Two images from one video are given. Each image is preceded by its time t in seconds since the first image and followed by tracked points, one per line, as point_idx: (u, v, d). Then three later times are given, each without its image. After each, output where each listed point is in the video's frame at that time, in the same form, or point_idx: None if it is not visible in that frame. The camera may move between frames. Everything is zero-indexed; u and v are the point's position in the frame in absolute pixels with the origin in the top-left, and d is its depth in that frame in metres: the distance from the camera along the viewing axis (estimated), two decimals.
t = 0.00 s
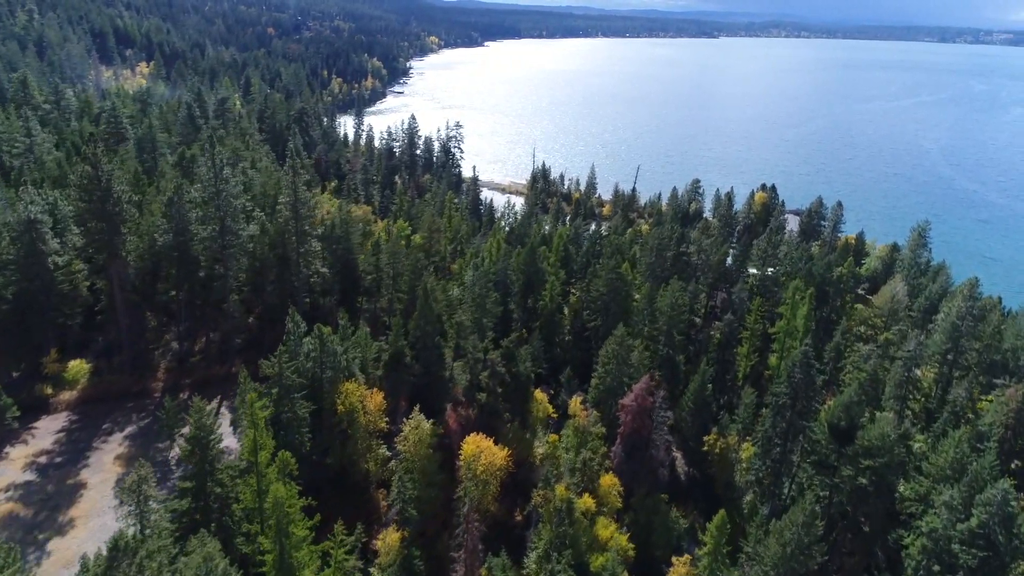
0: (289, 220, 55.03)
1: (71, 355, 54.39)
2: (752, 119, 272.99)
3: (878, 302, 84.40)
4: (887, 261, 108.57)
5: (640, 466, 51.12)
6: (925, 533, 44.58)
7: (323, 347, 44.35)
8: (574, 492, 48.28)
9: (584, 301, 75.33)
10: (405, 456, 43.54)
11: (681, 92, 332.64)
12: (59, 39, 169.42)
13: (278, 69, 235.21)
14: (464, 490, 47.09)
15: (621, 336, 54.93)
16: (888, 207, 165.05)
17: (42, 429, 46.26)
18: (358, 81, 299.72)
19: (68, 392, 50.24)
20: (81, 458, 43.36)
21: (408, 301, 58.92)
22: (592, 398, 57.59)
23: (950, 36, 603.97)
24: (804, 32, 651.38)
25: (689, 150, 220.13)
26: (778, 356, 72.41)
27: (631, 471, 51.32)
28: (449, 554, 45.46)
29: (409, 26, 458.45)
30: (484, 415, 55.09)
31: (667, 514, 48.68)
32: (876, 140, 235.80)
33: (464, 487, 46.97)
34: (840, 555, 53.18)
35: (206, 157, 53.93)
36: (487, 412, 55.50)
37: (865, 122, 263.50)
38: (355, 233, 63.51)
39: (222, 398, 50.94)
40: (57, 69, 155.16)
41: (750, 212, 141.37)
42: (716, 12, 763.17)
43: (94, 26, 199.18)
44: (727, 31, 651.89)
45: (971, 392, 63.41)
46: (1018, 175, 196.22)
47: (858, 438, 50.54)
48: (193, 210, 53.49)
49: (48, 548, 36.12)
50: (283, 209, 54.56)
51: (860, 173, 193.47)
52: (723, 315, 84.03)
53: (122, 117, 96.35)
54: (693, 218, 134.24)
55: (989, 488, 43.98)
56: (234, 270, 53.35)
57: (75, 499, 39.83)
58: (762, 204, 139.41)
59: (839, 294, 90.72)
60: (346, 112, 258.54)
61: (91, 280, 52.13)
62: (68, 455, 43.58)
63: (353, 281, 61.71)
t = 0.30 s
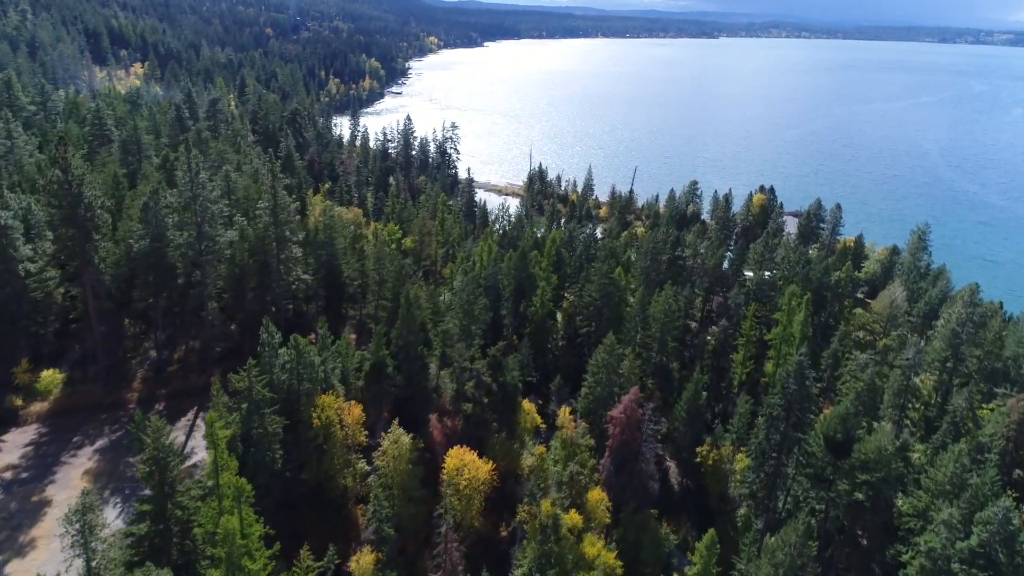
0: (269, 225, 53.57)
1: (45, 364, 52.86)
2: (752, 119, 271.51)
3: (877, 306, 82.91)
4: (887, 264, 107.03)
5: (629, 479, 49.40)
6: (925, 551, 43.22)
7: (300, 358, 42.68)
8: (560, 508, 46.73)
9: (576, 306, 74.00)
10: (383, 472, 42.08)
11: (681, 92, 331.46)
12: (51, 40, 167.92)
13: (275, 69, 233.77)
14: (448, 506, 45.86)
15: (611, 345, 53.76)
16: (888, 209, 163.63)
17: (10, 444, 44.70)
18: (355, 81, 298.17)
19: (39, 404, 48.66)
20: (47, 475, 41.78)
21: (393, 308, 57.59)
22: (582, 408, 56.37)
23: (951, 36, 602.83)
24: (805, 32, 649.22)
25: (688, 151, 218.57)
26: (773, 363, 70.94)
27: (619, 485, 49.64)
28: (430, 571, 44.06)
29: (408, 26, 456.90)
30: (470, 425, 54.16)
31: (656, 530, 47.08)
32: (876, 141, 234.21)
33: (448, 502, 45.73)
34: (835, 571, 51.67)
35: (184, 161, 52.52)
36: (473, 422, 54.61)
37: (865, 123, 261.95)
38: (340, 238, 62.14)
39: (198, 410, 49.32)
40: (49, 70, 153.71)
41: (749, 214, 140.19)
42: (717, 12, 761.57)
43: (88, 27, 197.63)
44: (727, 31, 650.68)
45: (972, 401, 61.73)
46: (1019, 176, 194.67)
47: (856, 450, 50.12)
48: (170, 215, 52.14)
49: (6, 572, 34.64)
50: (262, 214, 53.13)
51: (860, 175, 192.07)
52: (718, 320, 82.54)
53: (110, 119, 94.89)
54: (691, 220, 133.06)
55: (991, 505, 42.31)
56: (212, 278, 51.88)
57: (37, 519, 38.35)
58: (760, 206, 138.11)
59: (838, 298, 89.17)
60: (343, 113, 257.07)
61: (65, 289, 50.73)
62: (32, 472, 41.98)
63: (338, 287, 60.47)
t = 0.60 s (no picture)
0: (258, 230, 52.22)
1: (31, 371, 51.76)
2: (762, 121, 268.84)
3: (886, 314, 80.89)
4: (897, 269, 104.77)
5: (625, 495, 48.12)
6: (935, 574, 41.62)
7: (284, 368, 41.31)
8: (553, 524, 45.21)
9: (576, 312, 72.56)
10: (369, 487, 40.78)
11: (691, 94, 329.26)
12: (58, 40, 167.83)
13: (282, 70, 233.38)
14: (439, 522, 44.78)
15: (608, 355, 52.37)
16: (899, 213, 161.09)
17: None
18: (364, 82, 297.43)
19: (20, 412, 47.40)
20: (23, 488, 40.58)
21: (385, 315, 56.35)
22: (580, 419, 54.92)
23: (966, 36, 596.36)
24: (818, 33, 644.01)
25: (697, 153, 216.31)
26: (779, 372, 69.19)
27: (614, 501, 48.40)
28: None
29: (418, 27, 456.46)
30: (464, 435, 53.40)
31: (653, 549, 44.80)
32: (889, 143, 231.17)
33: (439, 518, 44.76)
34: None
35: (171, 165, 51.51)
36: (466, 433, 53.47)
37: (877, 125, 258.77)
38: (334, 242, 61.02)
39: (182, 420, 48.02)
40: (54, 70, 153.52)
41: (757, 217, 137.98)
42: (729, 13, 757.11)
43: (95, 27, 197.53)
44: (739, 32, 646.51)
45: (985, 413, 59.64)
46: None
47: (862, 468, 48.27)
48: (157, 220, 51.14)
49: None
50: (250, 218, 51.79)
51: (871, 178, 189.32)
52: (723, 328, 80.82)
53: (109, 120, 94.06)
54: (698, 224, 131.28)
55: (1004, 528, 40.29)
56: (199, 283, 50.61)
57: (9, 535, 37.12)
58: (769, 210, 136.34)
59: (847, 305, 87.14)
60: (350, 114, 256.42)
61: (50, 295, 49.76)
62: (9, 484, 40.75)
63: (331, 293, 59.37)
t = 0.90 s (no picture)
0: (248, 234, 50.89)
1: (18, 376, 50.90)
2: (777, 123, 266.00)
3: (898, 322, 78.89)
4: (911, 275, 102.46)
5: (621, 510, 46.70)
6: None
7: (269, 378, 40.10)
8: (544, 541, 43.44)
9: (579, 319, 71.10)
10: (353, 501, 39.42)
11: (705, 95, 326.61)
12: (69, 40, 168.23)
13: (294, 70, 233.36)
14: (427, 538, 43.13)
15: (607, 365, 50.94)
16: (915, 217, 158.23)
17: None
18: (375, 82, 297.14)
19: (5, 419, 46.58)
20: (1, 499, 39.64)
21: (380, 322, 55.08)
22: (579, 432, 53.63)
23: (986, 37, 588.28)
24: (835, 34, 638.19)
25: (709, 155, 213.93)
26: (786, 382, 67.38)
27: (610, 517, 47.09)
28: None
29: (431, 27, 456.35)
30: (459, 447, 52.28)
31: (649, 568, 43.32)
32: (905, 146, 227.79)
33: (427, 533, 43.26)
34: None
35: (160, 167, 50.34)
36: (460, 442, 52.28)
37: (893, 127, 255.24)
38: (329, 247, 59.84)
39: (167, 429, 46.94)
40: (64, 71, 153.84)
41: (769, 221, 135.90)
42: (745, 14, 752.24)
43: (108, 27, 198.26)
44: (755, 32, 641.37)
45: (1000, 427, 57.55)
46: None
47: (869, 486, 46.71)
48: (146, 223, 50.09)
49: None
50: (241, 222, 50.50)
51: (886, 181, 186.24)
52: (730, 335, 79.03)
53: (112, 120, 93.61)
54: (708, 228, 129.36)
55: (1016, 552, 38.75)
56: (188, 289, 49.39)
57: None
58: (781, 213, 134.19)
59: (858, 312, 85.12)
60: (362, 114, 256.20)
61: (38, 299, 49.01)
62: None
63: (325, 299, 58.17)
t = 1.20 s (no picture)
0: (238, 239, 49.74)
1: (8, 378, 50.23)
2: (792, 124, 262.80)
3: (911, 331, 76.67)
4: (926, 282, 100.03)
5: (616, 527, 44.99)
6: None
7: (252, 386, 39.02)
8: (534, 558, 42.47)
9: (581, 325, 69.72)
10: (336, 515, 38.46)
11: (719, 96, 323.73)
12: (82, 40, 168.93)
13: (306, 70, 233.63)
14: (415, 551, 42.13)
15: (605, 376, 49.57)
16: (932, 221, 155.09)
17: None
18: (388, 82, 296.97)
19: None
20: None
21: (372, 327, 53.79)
22: (576, 443, 52.20)
23: (1008, 39, 580.57)
24: (853, 35, 631.58)
25: (722, 157, 211.51)
26: (793, 392, 65.35)
27: (606, 532, 45.40)
28: None
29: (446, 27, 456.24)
30: (453, 458, 50.87)
31: None
32: (923, 148, 224.06)
33: (415, 548, 42.22)
34: None
35: (150, 168, 49.41)
36: (452, 454, 50.75)
37: (911, 130, 251.22)
38: (324, 250, 58.70)
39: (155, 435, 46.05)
40: (76, 71, 154.51)
41: (781, 225, 133.73)
42: (762, 15, 746.75)
43: (121, 27, 199.29)
44: (772, 33, 635.99)
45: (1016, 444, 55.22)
46: None
47: (874, 504, 45.15)
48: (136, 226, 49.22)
49: None
50: (231, 226, 49.38)
51: (903, 185, 183.06)
52: (737, 342, 77.38)
53: (117, 121, 93.33)
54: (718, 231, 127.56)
55: None
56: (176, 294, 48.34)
57: None
58: (794, 216, 131.95)
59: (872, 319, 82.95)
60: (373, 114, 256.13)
61: (27, 301, 48.36)
62: None
63: (319, 303, 57.18)
